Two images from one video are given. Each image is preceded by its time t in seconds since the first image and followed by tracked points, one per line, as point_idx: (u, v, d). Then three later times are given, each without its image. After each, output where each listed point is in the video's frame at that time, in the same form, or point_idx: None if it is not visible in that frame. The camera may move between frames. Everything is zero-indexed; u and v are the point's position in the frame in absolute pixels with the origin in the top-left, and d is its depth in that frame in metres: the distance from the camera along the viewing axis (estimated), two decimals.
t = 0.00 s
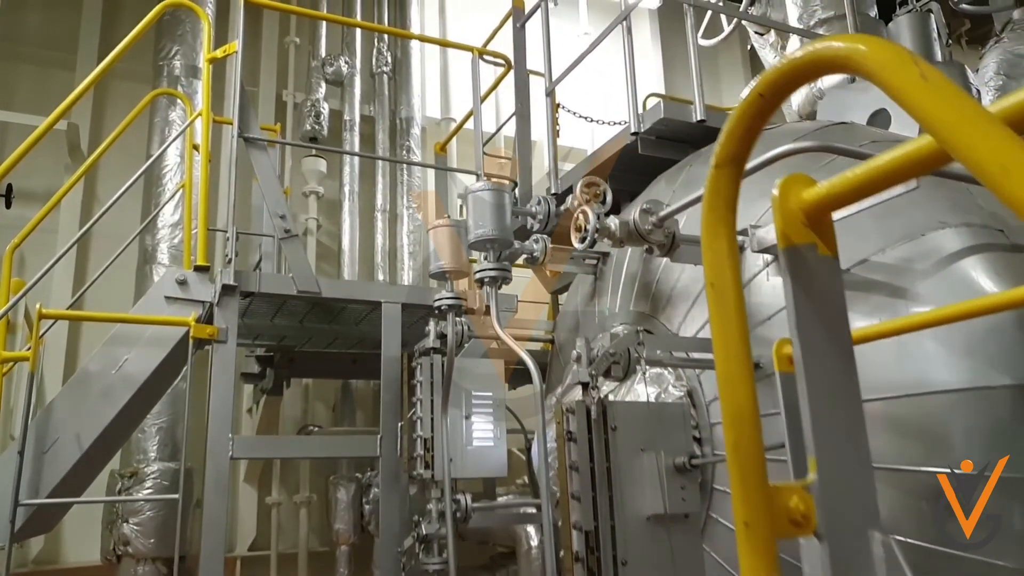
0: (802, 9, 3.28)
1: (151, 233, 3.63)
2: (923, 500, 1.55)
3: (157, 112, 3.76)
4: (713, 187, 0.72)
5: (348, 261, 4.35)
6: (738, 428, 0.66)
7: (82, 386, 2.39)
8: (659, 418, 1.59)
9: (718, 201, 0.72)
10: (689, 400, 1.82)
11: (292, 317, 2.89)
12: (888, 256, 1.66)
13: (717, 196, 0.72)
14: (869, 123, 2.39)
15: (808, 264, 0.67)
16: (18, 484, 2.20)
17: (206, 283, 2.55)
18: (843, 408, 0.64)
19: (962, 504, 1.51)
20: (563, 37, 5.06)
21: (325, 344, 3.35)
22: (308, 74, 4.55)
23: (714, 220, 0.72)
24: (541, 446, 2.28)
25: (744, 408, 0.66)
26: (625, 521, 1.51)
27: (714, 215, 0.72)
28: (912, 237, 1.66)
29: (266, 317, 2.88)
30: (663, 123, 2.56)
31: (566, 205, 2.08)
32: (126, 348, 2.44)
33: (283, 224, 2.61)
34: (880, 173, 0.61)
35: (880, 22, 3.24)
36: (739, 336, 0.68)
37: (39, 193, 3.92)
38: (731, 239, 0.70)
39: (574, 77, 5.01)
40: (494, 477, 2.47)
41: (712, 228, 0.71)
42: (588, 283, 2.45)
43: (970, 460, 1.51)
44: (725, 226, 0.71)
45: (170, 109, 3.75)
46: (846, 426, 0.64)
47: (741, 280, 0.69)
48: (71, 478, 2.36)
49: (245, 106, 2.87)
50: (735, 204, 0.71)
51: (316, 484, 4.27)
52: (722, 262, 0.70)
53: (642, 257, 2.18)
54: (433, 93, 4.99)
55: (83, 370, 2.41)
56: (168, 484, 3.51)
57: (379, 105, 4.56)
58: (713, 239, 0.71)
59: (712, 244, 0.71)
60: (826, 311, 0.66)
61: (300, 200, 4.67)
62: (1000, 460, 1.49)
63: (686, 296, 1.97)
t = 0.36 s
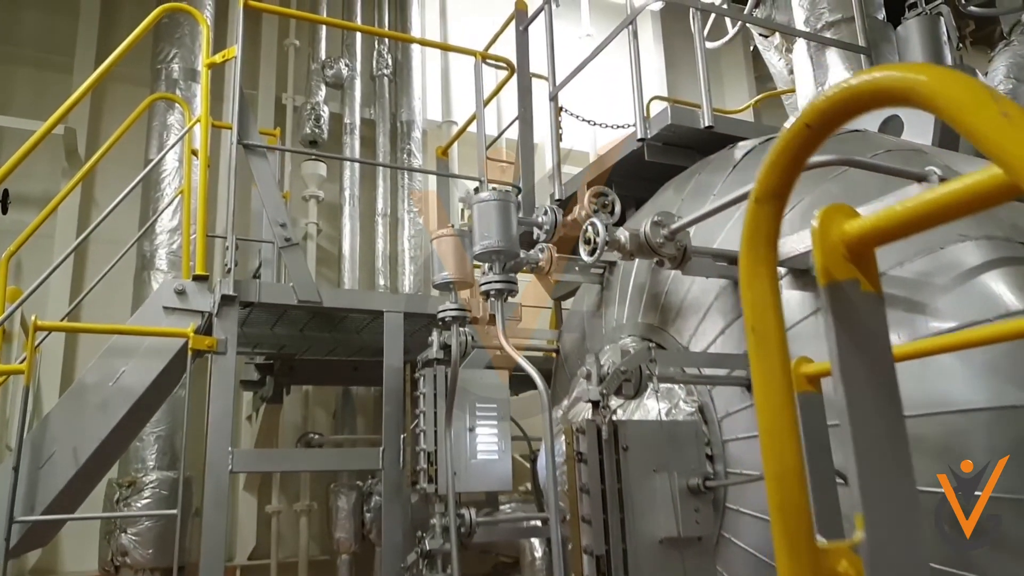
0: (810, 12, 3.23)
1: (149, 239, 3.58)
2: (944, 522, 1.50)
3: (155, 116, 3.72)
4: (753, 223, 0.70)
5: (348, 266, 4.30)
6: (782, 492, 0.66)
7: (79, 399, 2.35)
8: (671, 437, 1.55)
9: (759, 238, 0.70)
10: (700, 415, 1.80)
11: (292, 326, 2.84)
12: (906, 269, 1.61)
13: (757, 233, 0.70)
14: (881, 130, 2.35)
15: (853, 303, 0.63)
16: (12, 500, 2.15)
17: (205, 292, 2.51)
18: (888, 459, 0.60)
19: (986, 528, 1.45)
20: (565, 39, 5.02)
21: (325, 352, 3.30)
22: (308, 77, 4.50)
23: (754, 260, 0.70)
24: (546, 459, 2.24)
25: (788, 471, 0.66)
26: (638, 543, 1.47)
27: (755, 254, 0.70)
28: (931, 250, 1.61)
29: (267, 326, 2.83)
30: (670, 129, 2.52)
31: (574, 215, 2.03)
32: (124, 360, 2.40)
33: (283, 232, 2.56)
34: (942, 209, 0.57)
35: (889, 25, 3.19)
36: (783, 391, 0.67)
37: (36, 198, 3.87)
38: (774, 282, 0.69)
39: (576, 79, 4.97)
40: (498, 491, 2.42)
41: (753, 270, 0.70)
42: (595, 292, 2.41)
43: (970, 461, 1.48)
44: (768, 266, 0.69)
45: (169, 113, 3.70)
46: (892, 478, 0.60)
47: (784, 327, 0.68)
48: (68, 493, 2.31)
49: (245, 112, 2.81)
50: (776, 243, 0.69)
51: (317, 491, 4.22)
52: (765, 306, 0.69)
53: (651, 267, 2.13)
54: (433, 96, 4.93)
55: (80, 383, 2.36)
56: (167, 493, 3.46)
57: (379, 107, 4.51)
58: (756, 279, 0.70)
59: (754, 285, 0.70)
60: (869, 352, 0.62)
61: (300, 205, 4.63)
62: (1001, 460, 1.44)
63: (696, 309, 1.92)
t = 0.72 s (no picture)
0: (817, 14, 3.19)
1: (147, 245, 3.54)
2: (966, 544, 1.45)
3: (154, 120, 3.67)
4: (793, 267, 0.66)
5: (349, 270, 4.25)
6: (831, 553, 0.61)
7: (75, 411, 2.30)
8: (683, 457, 1.52)
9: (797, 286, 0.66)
10: (711, 430, 1.76)
11: (292, 335, 2.80)
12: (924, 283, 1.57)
13: (798, 274, 0.66)
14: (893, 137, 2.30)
15: (896, 342, 0.59)
16: (6, 516, 2.10)
17: (203, 301, 2.46)
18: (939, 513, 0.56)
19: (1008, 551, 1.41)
20: (567, 41, 4.97)
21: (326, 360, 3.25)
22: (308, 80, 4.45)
23: (795, 307, 0.66)
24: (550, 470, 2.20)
25: (835, 521, 0.61)
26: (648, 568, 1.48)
27: (795, 302, 0.66)
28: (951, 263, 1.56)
29: (266, 335, 2.79)
30: (676, 135, 2.47)
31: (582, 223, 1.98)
32: (121, 371, 2.35)
33: (283, 241, 2.51)
34: (995, 245, 0.51)
35: (897, 27, 3.14)
36: (829, 436, 0.63)
37: (32, 202, 3.82)
38: (817, 324, 0.65)
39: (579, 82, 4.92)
40: (502, 504, 2.39)
41: (794, 315, 0.66)
42: (600, 301, 2.36)
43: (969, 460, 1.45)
44: (810, 310, 0.65)
45: (167, 117, 3.65)
46: (933, 529, 0.56)
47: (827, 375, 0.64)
48: (64, 507, 2.27)
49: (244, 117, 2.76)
50: (819, 282, 0.65)
51: (317, 498, 4.18)
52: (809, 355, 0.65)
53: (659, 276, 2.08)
54: (434, 98, 4.89)
55: (76, 395, 2.31)
56: (165, 502, 3.41)
57: (380, 110, 4.46)
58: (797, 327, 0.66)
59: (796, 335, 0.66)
60: (912, 396, 0.58)
61: (299, 209, 4.58)
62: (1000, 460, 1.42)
63: (706, 320, 1.87)
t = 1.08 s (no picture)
0: (827, 18, 3.13)
1: (146, 253, 3.46)
2: None
3: (152, 126, 3.61)
4: (851, 329, 0.59)
5: (350, 278, 4.21)
6: None
7: (72, 428, 2.25)
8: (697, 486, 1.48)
9: (857, 351, 0.58)
10: (724, 454, 1.72)
11: (293, 348, 2.75)
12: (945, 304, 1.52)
13: (857, 335, 0.58)
14: (907, 148, 2.25)
15: (961, 410, 0.54)
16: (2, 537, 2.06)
17: (203, 315, 2.42)
18: None
19: None
20: (571, 45, 4.91)
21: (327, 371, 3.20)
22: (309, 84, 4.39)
23: (853, 374, 0.59)
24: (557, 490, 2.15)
25: None
26: None
27: (854, 368, 0.59)
28: (973, 283, 1.51)
29: (267, 347, 2.74)
30: (685, 145, 2.42)
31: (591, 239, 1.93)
32: (119, 387, 2.31)
33: (284, 253, 2.46)
34: None
35: (908, 33, 3.09)
36: (890, 503, 0.57)
37: (29, 209, 3.76)
38: (878, 385, 0.58)
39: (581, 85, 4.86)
40: (507, 523, 2.34)
41: (853, 381, 0.58)
42: (608, 316, 2.31)
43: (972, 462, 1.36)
44: (870, 371, 0.58)
45: (167, 123, 3.59)
46: None
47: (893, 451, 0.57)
48: (61, 528, 2.22)
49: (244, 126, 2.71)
50: (880, 339, 0.58)
51: (319, 508, 4.13)
52: (871, 427, 0.58)
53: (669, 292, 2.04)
54: (436, 103, 4.83)
55: (73, 412, 2.27)
56: (165, 513, 3.36)
57: (381, 115, 4.40)
58: (857, 395, 0.59)
59: (856, 403, 0.59)
60: (974, 468, 0.54)
61: (300, 215, 4.53)
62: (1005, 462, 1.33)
63: (719, 340, 1.83)
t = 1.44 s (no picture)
0: (833, 21, 3.09)
1: (146, 258, 3.40)
2: None
3: (150, 130, 3.57)
4: (906, 382, 0.60)
5: (351, 282, 4.16)
6: None
7: (70, 442, 2.21)
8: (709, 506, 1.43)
9: (912, 404, 0.59)
10: (735, 471, 1.68)
11: (294, 357, 2.71)
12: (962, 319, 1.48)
13: (917, 387, 0.59)
14: (918, 155, 2.22)
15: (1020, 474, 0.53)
16: None
17: (202, 326, 2.37)
18: None
19: None
20: (572, 47, 4.87)
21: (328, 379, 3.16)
22: (308, 87, 4.34)
23: (908, 421, 0.60)
24: (562, 504, 2.11)
25: None
26: None
27: (908, 419, 0.60)
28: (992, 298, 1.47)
29: (267, 357, 2.69)
30: (692, 151, 2.38)
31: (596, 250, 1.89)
32: (117, 400, 2.26)
33: (284, 262, 2.42)
34: None
35: (916, 36, 3.04)
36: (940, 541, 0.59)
37: (26, 214, 3.71)
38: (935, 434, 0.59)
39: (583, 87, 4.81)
40: (512, 537, 2.29)
41: (912, 422, 0.60)
42: (614, 326, 2.27)
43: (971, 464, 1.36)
44: (931, 418, 0.59)
45: (164, 127, 3.55)
46: None
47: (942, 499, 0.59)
48: (59, 543, 2.17)
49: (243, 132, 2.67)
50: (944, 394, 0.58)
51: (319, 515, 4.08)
52: (923, 472, 0.59)
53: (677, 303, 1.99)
54: (436, 106, 4.79)
55: (71, 425, 2.22)
56: (165, 522, 3.30)
57: (381, 117, 4.35)
58: (908, 443, 0.60)
59: (907, 450, 0.60)
60: None
61: (299, 220, 4.49)
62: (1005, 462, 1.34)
63: (730, 353, 1.79)
